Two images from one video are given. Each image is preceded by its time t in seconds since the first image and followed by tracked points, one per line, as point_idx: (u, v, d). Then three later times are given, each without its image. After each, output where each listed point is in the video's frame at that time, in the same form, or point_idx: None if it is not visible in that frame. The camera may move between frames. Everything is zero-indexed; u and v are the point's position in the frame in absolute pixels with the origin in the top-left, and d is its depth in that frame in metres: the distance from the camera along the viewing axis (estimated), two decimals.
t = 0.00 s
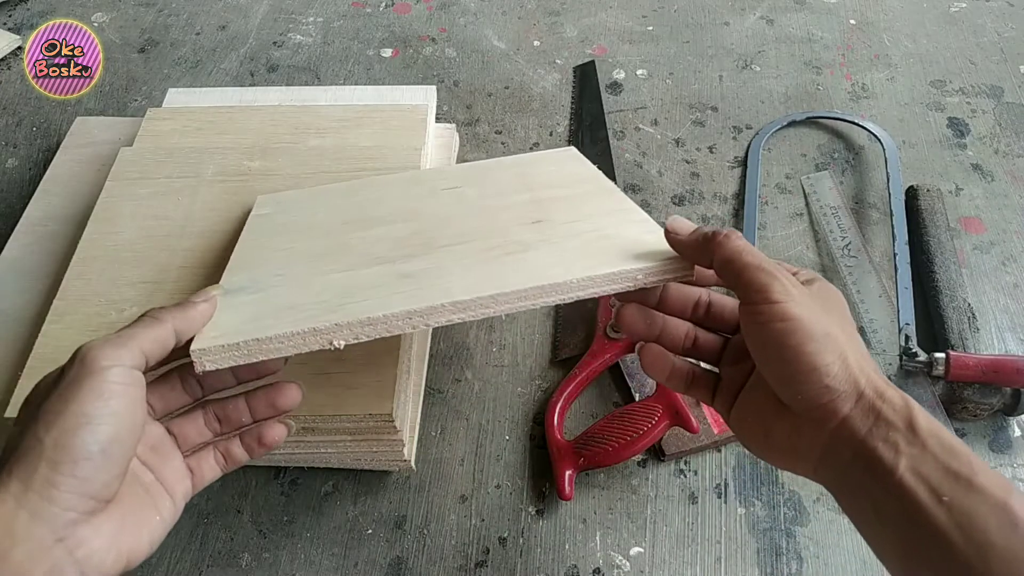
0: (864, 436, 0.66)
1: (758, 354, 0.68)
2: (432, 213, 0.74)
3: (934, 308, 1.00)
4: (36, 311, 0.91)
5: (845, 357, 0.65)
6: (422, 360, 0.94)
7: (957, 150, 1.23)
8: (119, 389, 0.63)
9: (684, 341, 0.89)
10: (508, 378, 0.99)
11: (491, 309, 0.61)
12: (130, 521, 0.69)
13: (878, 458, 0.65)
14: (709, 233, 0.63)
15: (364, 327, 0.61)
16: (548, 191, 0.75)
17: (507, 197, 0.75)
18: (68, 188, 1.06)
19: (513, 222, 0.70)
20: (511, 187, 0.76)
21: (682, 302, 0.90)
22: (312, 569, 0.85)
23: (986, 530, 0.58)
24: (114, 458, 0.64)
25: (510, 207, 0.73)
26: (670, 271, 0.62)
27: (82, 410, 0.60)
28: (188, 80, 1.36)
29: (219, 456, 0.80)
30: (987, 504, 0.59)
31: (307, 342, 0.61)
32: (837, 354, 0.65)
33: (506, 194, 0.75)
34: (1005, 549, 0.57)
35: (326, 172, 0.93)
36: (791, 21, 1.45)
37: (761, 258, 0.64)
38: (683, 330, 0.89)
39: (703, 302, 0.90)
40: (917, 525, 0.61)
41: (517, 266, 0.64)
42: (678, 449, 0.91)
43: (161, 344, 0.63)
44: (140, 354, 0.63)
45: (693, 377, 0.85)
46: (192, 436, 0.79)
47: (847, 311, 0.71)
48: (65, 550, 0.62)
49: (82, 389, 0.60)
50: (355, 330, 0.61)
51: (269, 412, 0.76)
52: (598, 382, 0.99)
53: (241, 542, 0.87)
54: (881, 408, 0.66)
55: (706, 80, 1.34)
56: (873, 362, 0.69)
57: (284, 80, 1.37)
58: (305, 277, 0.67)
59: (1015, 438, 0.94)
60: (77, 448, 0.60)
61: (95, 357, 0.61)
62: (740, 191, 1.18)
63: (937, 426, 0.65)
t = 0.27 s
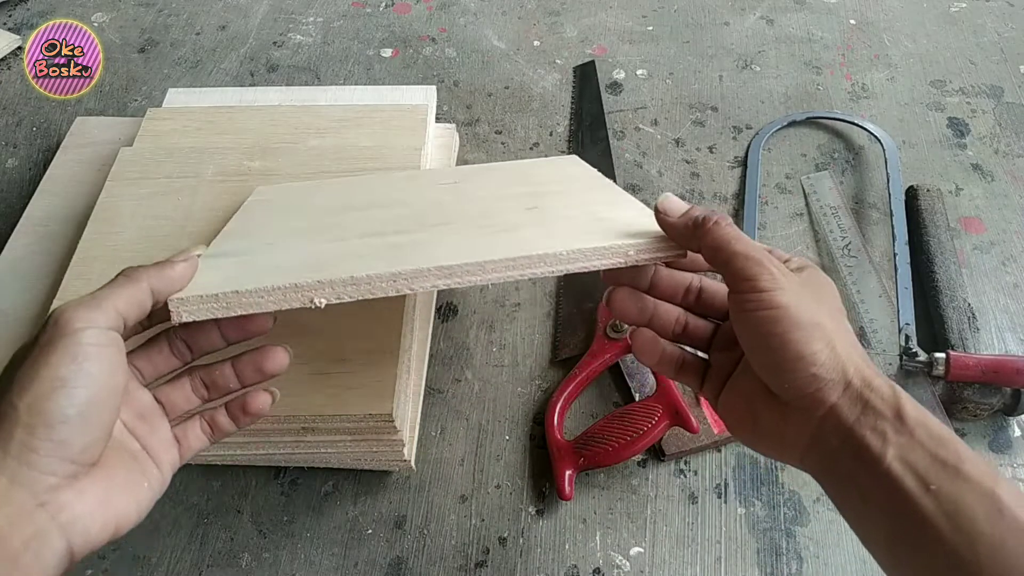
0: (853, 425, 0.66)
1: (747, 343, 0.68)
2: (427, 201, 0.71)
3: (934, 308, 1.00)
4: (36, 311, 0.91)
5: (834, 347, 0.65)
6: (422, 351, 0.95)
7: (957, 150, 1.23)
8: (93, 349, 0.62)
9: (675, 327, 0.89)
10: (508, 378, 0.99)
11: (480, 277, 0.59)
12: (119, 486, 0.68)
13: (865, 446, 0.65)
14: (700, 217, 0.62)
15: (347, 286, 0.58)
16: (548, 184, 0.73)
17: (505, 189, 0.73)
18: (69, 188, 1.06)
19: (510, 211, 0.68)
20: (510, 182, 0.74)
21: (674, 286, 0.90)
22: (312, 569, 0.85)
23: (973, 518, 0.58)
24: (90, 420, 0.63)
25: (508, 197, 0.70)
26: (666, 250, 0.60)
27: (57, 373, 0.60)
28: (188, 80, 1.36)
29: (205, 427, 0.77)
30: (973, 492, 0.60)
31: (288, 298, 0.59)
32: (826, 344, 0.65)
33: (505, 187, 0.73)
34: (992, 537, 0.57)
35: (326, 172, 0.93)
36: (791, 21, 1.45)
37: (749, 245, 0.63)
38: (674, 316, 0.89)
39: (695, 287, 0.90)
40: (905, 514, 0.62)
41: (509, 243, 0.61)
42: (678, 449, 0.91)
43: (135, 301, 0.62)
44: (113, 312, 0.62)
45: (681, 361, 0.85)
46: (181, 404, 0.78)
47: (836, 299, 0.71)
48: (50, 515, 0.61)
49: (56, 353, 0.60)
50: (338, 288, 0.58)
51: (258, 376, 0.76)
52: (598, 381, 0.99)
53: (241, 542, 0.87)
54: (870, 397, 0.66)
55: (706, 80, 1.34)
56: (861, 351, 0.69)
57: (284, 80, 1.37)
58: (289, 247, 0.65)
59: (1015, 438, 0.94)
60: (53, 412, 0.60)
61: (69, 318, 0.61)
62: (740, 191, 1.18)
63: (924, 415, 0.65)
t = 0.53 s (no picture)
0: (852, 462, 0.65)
1: (744, 380, 0.68)
2: (428, 218, 0.74)
3: (934, 308, 1.00)
4: (36, 311, 0.91)
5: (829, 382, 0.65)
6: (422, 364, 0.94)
7: (957, 150, 1.23)
8: (109, 389, 0.61)
9: (678, 364, 0.87)
10: (508, 378, 0.99)
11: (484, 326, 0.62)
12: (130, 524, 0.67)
13: (864, 482, 0.64)
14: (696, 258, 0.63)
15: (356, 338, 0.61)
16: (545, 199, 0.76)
17: (503, 203, 0.76)
18: (69, 188, 1.06)
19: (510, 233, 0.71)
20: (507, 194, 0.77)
21: (675, 325, 0.88)
22: (312, 569, 0.85)
23: (975, 555, 0.57)
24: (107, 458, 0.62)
25: (506, 215, 0.74)
26: (662, 300, 0.64)
27: (74, 410, 0.59)
28: (188, 80, 1.36)
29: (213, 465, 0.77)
30: (974, 528, 0.58)
31: (299, 350, 0.61)
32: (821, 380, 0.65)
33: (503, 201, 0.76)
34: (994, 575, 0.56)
35: (326, 172, 0.93)
36: (791, 21, 1.45)
37: (745, 284, 0.64)
38: (678, 353, 0.87)
39: (697, 323, 0.88)
40: (906, 551, 0.61)
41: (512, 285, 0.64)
42: (678, 448, 0.91)
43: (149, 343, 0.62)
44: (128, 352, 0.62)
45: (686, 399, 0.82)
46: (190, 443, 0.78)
47: (834, 333, 0.71)
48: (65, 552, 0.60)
49: (74, 390, 0.59)
50: (348, 339, 0.61)
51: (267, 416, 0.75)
52: (598, 381, 0.99)
53: (241, 542, 0.87)
54: (867, 433, 0.65)
55: (706, 80, 1.34)
56: (859, 385, 0.68)
57: (284, 80, 1.37)
58: (298, 287, 0.66)
59: (1015, 438, 0.94)
60: (70, 449, 0.59)
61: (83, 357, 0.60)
62: (740, 191, 1.18)
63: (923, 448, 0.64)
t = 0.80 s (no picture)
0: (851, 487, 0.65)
1: (745, 406, 0.69)
2: (440, 241, 0.75)
3: (934, 308, 1.00)
4: (36, 311, 0.91)
5: (829, 407, 0.65)
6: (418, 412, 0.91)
7: (957, 150, 1.23)
8: (161, 447, 0.60)
9: (691, 402, 0.87)
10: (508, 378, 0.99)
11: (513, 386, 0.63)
12: None
13: (864, 506, 0.64)
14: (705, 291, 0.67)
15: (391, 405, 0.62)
16: (555, 222, 0.77)
17: (514, 224, 0.77)
18: (69, 188, 1.06)
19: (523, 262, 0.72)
20: (518, 215, 0.78)
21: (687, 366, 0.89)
22: (312, 569, 0.85)
23: None
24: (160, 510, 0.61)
25: (517, 240, 0.75)
26: (673, 352, 0.65)
27: (127, 465, 0.58)
28: (188, 80, 1.36)
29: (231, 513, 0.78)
30: (973, 550, 0.58)
31: (338, 421, 0.61)
32: (822, 406, 0.65)
33: (513, 221, 0.77)
34: None
35: (326, 172, 0.93)
36: (791, 22, 1.45)
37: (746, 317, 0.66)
38: (690, 391, 0.87)
39: (708, 361, 0.89)
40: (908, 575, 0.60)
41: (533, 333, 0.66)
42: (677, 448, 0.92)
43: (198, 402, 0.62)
44: (181, 409, 0.61)
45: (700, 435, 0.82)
46: (213, 492, 0.78)
47: (834, 360, 0.71)
48: None
49: (130, 443, 0.59)
50: (382, 409, 0.61)
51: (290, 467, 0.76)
52: (598, 381, 0.99)
53: (241, 542, 0.87)
54: (866, 456, 0.64)
55: (706, 80, 1.34)
56: (858, 410, 0.68)
57: (284, 79, 1.36)
58: (323, 341, 0.66)
59: (1015, 438, 0.94)
60: (124, 500, 0.58)
61: (133, 418, 0.59)
62: (740, 191, 1.18)
63: (923, 470, 0.64)
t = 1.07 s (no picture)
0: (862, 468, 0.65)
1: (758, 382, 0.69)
2: (446, 232, 0.75)
3: (935, 308, 1.00)
4: (35, 311, 0.91)
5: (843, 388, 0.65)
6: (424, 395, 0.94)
7: (957, 150, 1.23)
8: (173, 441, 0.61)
9: (701, 377, 0.88)
10: (508, 377, 0.99)
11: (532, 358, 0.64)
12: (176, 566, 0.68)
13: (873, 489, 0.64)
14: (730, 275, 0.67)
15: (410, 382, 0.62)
16: (558, 210, 0.77)
17: (518, 214, 0.77)
18: (69, 188, 1.06)
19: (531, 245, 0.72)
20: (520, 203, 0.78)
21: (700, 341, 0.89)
22: (312, 569, 0.85)
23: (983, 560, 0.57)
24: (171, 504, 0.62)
25: (521, 227, 0.75)
26: (692, 323, 0.66)
27: (138, 461, 0.59)
28: (188, 80, 1.36)
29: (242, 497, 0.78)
30: (982, 533, 0.58)
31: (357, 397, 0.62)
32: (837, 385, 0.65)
33: (517, 210, 0.77)
34: None
35: (326, 172, 0.93)
36: (791, 22, 1.45)
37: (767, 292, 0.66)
38: (702, 367, 0.88)
39: (721, 338, 0.89)
40: (916, 557, 0.60)
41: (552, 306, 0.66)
42: (677, 449, 0.92)
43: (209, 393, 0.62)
44: (193, 401, 0.61)
45: (710, 410, 0.82)
46: (225, 477, 0.79)
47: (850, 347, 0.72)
48: None
49: (141, 438, 0.59)
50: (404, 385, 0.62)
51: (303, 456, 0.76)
52: (598, 381, 0.99)
53: (240, 542, 0.87)
54: (877, 440, 0.65)
55: (706, 80, 1.34)
56: (870, 396, 0.68)
57: (283, 80, 1.37)
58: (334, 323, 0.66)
59: (1015, 438, 0.94)
60: (136, 496, 0.59)
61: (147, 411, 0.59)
62: (740, 191, 1.18)
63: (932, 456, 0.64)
